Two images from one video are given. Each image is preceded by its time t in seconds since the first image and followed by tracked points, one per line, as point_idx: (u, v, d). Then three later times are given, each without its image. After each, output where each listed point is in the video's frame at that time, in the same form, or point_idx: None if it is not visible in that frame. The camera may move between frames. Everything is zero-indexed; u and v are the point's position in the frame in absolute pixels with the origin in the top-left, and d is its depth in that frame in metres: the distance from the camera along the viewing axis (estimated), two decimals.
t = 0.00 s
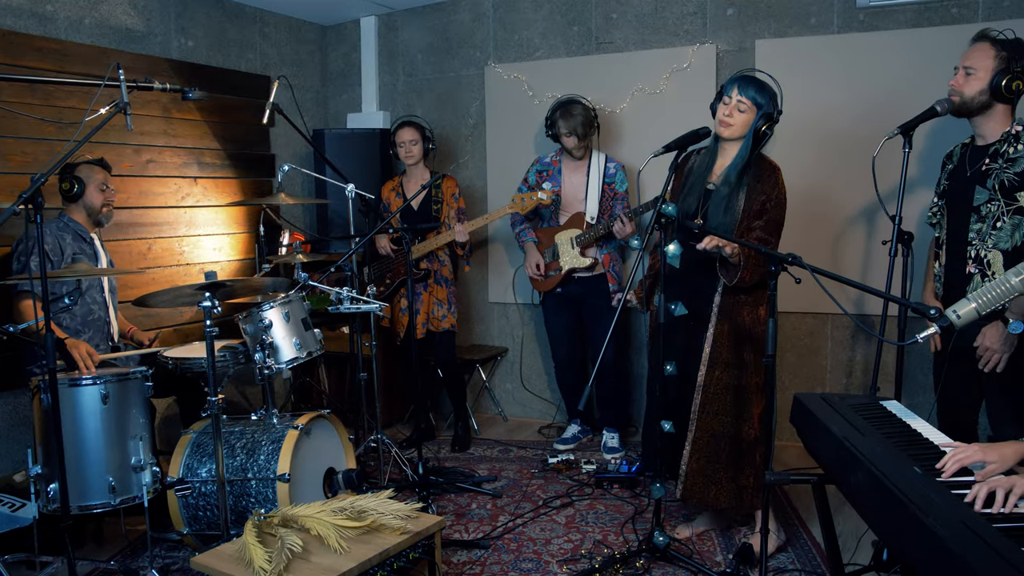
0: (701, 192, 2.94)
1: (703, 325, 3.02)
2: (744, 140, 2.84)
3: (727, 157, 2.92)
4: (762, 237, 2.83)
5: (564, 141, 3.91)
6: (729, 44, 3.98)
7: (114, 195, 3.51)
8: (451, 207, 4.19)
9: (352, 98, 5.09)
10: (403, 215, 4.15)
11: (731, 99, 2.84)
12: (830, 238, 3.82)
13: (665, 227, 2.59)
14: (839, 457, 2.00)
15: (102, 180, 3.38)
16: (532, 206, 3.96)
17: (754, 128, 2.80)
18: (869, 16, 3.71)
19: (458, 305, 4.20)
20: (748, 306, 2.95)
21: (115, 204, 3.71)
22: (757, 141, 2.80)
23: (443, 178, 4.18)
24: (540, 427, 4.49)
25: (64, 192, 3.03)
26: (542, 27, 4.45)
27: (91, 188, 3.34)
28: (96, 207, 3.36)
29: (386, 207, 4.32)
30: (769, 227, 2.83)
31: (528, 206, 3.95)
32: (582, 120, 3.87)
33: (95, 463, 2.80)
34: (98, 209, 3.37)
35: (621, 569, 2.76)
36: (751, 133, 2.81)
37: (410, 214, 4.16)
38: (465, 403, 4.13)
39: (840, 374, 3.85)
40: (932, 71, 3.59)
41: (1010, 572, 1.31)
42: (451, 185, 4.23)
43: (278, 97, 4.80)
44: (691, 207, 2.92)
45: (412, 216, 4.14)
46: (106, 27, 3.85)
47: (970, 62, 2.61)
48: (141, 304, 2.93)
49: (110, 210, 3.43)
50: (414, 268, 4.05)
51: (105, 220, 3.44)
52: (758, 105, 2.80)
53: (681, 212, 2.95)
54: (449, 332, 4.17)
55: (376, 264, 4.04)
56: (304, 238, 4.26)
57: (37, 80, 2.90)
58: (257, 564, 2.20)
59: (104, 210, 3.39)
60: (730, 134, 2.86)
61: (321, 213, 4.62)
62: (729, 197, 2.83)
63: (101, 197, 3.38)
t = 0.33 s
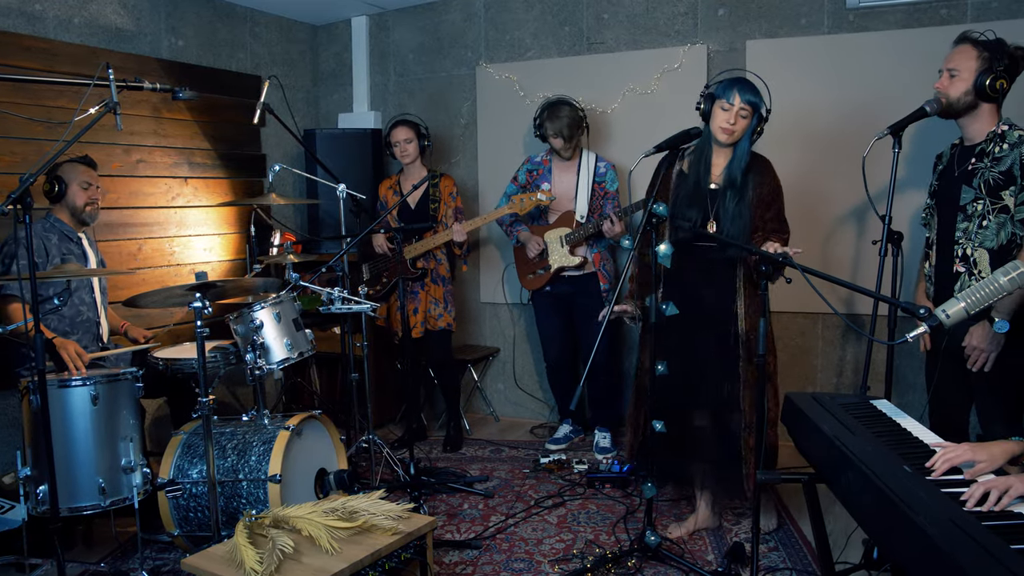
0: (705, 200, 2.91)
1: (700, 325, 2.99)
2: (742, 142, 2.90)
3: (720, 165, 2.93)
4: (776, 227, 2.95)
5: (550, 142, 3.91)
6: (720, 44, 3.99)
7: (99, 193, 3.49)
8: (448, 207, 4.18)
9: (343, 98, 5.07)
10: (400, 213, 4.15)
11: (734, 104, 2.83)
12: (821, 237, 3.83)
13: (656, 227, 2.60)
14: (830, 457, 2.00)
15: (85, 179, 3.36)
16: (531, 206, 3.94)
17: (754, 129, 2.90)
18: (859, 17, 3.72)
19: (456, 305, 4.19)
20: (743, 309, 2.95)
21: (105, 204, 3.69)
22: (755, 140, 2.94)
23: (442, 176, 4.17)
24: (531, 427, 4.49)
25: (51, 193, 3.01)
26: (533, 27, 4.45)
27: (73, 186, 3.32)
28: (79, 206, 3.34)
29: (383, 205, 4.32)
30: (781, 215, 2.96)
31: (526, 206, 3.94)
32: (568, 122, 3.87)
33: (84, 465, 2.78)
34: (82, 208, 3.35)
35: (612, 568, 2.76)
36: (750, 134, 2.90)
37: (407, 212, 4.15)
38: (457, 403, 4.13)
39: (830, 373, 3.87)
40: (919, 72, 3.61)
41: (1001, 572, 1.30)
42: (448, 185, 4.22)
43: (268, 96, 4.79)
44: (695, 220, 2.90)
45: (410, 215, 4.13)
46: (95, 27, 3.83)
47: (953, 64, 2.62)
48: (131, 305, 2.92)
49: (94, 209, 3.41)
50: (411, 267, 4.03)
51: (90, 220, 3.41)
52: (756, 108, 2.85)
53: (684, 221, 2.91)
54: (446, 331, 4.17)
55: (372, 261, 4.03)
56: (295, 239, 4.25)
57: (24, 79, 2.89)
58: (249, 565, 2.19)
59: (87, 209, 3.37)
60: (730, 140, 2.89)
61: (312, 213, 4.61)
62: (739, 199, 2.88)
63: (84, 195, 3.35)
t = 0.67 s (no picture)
0: (720, 198, 2.95)
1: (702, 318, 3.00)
2: (747, 138, 2.96)
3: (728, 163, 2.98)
4: (793, 217, 2.93)
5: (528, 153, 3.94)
6: (709, 44, 4.00)
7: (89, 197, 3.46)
8: (448, 207, 4.17)
9: (332, 98, 5.06)
10: (397, 213, 4.15)
11: (733, 103, 2.90)
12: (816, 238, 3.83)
13: (645, 227, 2.60)
14: (820, 456, 2.00)
15: (76, 182, 3.34)
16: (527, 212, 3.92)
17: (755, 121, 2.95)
18: (846, 18, 3.74)
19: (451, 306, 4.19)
20: (739, 307, 2.93)
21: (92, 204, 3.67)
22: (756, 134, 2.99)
23: (442, 176, 4.17)
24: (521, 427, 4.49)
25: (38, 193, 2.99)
26: (522, 27, 4.45)
27: (62, 191, 3.29)
28: (68, 211, 3.31)
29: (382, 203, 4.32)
30: (794, 205, 2.95)
31: (524, 211, 3.92)
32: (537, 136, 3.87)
33: (71, 466, 2.77)
34: (70, 213, 3.32)
35: (602, 568, 2.76)
36: (754, 127, 2.97)
37: (405, 211, 4.15)
38: (447, 403, 4.13)
39: (819, 372, 3.88)
40: (905, 72, 3.62)
41: (989, 572, 1.31)
42: (448, 185, 4.20)
43: (257, 96, 4.78)
44: (713, 217, 2.92)
45: (407, 214, 4.13)
46: (82, 26, 3.81)
47: (939, 65, 2.64)
48: (117, 305, 2.90)
49: (83, 214, 3.38)
50: (406, 268, 4.04)
51: (79, 224, 3.39)
52: (755, 103, 2.91)
53: (699, 219, 2.94)
54: (441, 332, 4.16)
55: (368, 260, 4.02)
56: (284, 239, 4.25)
57: (9, 78, 2.87)
58: (237, 566, 2.18)
59: (76, 214, 3.34)
60: (734, 139, 2.95)
61: (301, 213, 4.60)
62: (751, 190, 2.93)
63: (74, 200, 3.32)
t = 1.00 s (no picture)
0: (729, 204, 2.98)
1: (707, 318, 2.98)
2: (756, 144, 2.98)
3: (738, 168, 3.00)
4: (803, 221, 2.95)
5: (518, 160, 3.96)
6: (698, 45, 4.01)
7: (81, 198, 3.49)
8: (440, 210, 4.14)
9: (321, 98, 5.05)
10: (390, 212, 4.15)
11: (733, 115, 2.92)
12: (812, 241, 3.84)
13: (634, 227, 2.60)
14: (808, 455, 2.01)
15: (68, 183, 3.33)
16: (519, 221, 3.93)
17: (761, 127, 2.96)
18: (834, 18, 3.76)
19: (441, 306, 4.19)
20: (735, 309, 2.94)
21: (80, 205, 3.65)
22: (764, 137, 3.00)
23: (436, 179, 4.16)
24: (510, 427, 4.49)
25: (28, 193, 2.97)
26: (511, 27, 4.45)
27: (56, 192, 3.29)
28: (61, 212, 3.32)
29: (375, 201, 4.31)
30: (806, 209, 2.96)
31: (516, 221, 3.93)
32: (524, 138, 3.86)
33: (59, 467, 2.75)
34: (63, 215, 3.34)
35: (592, 567, 2.76)
36: (761, 132, 2.97)
37: (397, 211, 4.15)
38: (437, 403, 4.12)
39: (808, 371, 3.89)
40: (892, 72, 3.64)
41: (979, 572, 1.31)
42: (442, 188, 4.18)
43: (246, 96, 4.77)
44: (722, 225, 2.96)
45: (400, 214, 4.14)
46: (69, 24, 3.79)
47: (928, 67, 2.65)
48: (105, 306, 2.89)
49: (74, 214, 3.40)
50: (396, 269, 4.03)
51: (70, 224, 3.40)
52: (758, 111, 2.92)
53: (710, 226, 3.00)
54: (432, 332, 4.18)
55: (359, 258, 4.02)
56: (273, 239, 4.24)
57: None
58: (226, 567, 2.17)
59: (68, 216, 3.36)
60: (742, 148, 2.97)
61: (290, 214, 4.59)
62: (759, 196, 2.95)
63: (67, 201, 3.34)
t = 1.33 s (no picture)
0: (735, 197, 3.02)
1: (701, 314, 3.00)
2: (761, 140, 3.00)
3: (745, 163, 3.04)
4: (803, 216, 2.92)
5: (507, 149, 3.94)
6: (688, 45, 4.02)
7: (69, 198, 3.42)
8: (424, 211, 4.15)
9: (311, 98, 5.04)
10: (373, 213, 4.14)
11: (728, 117, 2.97)
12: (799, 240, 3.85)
13: (624, 226, 2.60)
14: (797, 453, 2.01)
15: (53, 183, 3.28)
16: (503, 225, 3.92)
17: (762, 122, 2.98)
18: (823, 19, 3.78)
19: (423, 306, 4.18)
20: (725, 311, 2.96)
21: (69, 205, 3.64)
22: (769, 132, 3.01)
23: (419, 179, 4.15)
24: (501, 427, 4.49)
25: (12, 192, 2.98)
26: (501, 27, 4.45)
27: (38, 192, 3.25)
28: (44, 212, 3.27)
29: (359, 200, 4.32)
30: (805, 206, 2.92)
31: (500, 225, 3.91)
32: (523, 128, 3.86)
33: (47, 469, 2.74)
34: (46, 215, 3.27)
35: (583, 567, 2.76)
36: (762, 128, 2.99)
37: (382, 212, 4.14)
38: (426, 403, 4.11)
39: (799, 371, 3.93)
40: (880, 72, 3.66)
41: (968, 570, 1.31)
42: (426, 189, 4.18)
43: (235, 96, 4.76)
44: (725, 217, 3.01)
45: (384, 215, 4.12)
46: (57, 23, 3.77)
47: (921, 69, 2.66)
48: (93, 306, 2.87)
49: (60, 216, 3.33)
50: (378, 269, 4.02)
51: (55, 226, 3.34)
52: (755, 108, 2.96)
53: (716, 219, 3.05)
54: (414, 332, 4.15)
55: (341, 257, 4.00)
56: (262, 239, 4.23)
57: None
58: (215, 568, 2.16)
59: (52, 216, 3.29)
60: (746, 146, 3.01)
61: (280, 214, 4.58)
62: (761, 192, 2.95)
63: (50, 201, 3.28)
